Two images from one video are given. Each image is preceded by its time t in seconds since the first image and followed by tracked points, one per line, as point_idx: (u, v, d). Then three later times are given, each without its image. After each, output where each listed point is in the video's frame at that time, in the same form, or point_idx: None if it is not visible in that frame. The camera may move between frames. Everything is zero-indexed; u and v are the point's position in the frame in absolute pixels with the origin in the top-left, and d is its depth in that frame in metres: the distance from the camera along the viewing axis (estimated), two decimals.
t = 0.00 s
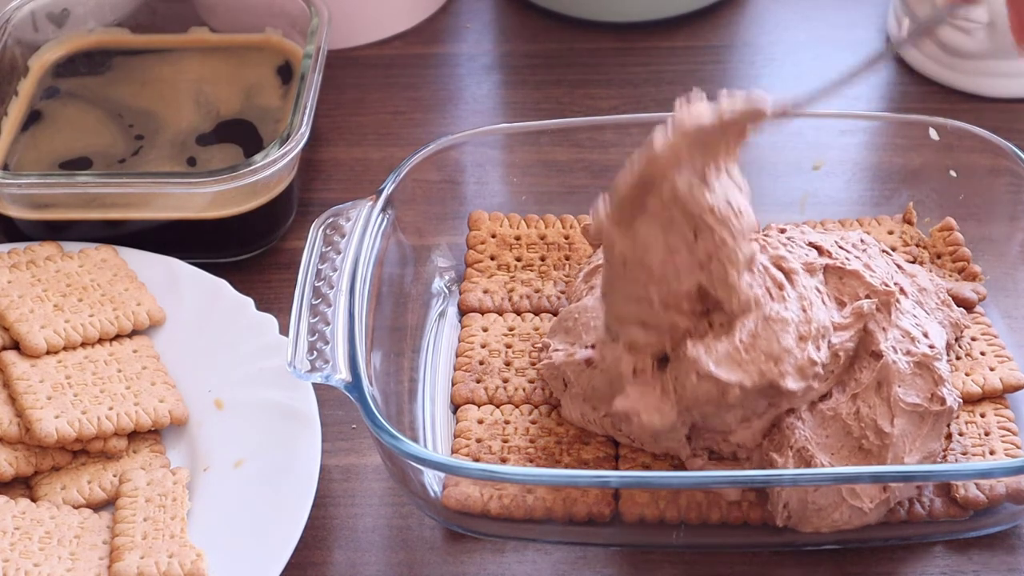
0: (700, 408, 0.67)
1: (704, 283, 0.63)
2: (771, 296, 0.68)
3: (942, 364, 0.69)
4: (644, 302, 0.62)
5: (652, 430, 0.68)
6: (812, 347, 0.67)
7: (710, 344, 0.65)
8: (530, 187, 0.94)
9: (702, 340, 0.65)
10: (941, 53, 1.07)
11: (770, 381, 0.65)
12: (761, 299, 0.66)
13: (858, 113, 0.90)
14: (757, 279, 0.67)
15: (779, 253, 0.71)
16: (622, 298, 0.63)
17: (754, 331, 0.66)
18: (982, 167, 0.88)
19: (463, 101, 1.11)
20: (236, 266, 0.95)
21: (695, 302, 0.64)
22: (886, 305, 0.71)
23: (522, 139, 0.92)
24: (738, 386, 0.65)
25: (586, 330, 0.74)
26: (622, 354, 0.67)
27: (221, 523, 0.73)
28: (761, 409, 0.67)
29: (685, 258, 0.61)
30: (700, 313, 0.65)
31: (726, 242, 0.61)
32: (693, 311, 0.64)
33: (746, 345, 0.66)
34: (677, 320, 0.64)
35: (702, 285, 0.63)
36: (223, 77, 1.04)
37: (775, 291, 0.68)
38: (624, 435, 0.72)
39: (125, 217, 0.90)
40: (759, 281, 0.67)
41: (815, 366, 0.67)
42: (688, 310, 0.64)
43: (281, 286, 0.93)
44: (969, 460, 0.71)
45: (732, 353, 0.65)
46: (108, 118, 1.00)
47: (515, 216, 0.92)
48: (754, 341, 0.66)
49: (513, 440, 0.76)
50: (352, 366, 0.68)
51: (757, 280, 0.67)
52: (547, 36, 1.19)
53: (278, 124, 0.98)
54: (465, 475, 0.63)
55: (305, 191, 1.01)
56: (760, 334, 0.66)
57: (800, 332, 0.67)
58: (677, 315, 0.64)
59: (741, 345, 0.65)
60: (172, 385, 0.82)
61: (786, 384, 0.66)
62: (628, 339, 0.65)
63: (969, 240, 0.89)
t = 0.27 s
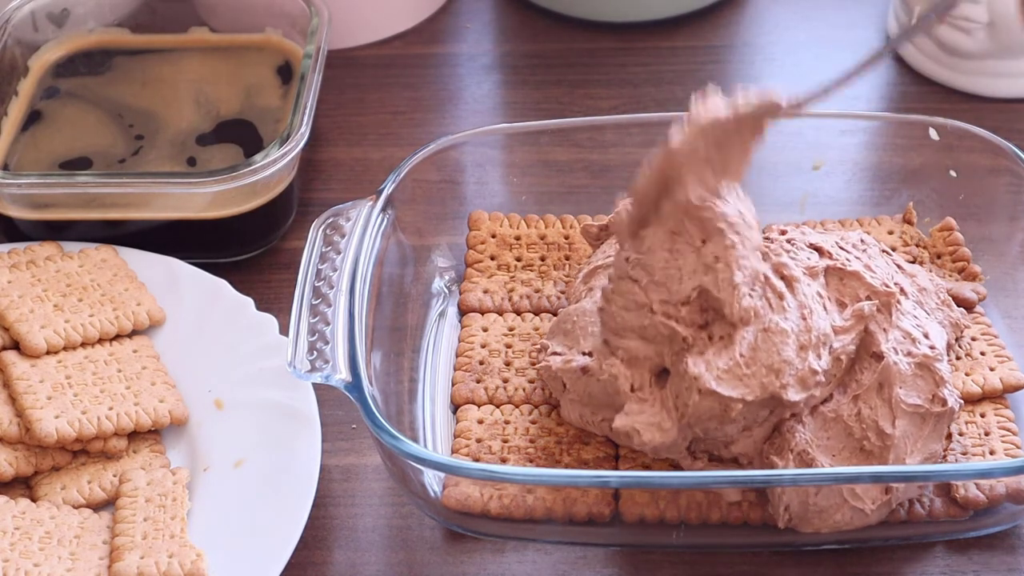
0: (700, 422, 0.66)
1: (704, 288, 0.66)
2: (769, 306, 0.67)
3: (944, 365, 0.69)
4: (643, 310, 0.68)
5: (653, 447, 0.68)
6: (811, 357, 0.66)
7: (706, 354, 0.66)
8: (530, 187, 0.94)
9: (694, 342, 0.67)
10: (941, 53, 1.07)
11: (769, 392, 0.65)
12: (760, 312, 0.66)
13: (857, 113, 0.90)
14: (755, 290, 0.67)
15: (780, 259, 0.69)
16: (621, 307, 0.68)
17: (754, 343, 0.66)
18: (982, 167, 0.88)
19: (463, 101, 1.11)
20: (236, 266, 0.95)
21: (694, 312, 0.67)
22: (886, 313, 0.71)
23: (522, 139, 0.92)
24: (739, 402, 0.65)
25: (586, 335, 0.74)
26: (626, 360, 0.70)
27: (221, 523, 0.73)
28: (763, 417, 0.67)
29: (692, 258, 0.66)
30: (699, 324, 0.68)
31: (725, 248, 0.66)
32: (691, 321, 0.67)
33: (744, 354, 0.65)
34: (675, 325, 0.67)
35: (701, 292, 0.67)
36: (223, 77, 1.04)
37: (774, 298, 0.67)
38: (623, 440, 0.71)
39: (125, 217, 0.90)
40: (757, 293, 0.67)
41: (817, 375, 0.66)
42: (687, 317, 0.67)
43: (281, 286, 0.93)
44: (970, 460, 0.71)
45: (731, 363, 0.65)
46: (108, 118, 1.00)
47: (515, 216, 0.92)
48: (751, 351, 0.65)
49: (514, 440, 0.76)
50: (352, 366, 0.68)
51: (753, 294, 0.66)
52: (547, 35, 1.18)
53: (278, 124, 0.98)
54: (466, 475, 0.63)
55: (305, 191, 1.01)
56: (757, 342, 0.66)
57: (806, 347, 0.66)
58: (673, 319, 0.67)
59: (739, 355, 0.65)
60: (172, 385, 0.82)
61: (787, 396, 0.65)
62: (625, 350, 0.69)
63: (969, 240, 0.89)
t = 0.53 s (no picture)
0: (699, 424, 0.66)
1: (706, 280, 0.67)
2: (768, 310, 0.66)
3: (945, 366, 0.69)
4: (646, 303, 0.69)
5: (653, 450, 0.68)
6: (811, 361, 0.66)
7: (705, 355, 0.66)
8: (530, 187, 0.94)
9: (693, 340, 0.67)
10: (941, 53, 1.07)
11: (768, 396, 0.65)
12: (759, 314, 0.66)
13: (858, 113, 0.90)
14: (755, 292, 0.67)
15: (785, 263, 0.69)
16: (625, 301, 0.69)
17: (753, 347, 0.65)
18: (982, 167, 0.88)
19: (463, 101, 1.11)
20: (236, 266, 0.95)
21: (695, 308, 0.67)
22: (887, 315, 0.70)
23: (522, 139, 0.92)
24: (738, 405, 0.65)
25: (586, 335, 0.74)
26: (628, 357, 0.70)
27: (221, 524, 0.73)
28: (762, 419, 0.67)
29: (696, 248, 0.68)
30: (700, 322, 0.68)
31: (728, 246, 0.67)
32: (692, 318, 0.67)
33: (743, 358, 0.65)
34: (676, 320, 0.67)
35: (703, 283, 0.67)
36: (223, 77, 1.04)
37: (773, 299, 0.67)
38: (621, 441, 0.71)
39: (125, 217, 0.90)
40: (757, 295, 0.67)
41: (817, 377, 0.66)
42: (688, 313, 0.67)
43: (281, 286, 0.93)
44: (970, 460, 0.71)
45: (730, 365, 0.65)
46: (108, 118, 1.00)
47: (515, 216, 0.92)
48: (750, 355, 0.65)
49: (513, 440, 0.76)
50: (352, 366, 0.68)
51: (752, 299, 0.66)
52: (547, 35, 1.18)
53: (278, 124, 0.98)
54: (465, 475, 0.63)
55: (305, 191, 1.01)
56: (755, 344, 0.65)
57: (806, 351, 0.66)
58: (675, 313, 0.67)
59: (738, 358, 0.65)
60: (172, 385, 0.82)
61: (786, 401, 0.65)
62: (626, 348, 0.70)
63: (968, 240, 0.89)
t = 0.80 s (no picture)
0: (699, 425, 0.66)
1: (703, 282, 0.67)
2: (767, 311, 0.67)
3: (944, 366, 0.69)
4: (644, 307, 0.68)
5: (653, 454, 0.68)
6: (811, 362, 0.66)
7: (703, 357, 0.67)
8: (530, 187, 0.94)
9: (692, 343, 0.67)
10: (941, 53, 1.07)
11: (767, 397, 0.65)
12: (757, 316, 0.66)
13: (857, 113, 0.90)
14: (752, 293, 0.67)
15: (780, 263, 0.69)
16: (622, 305, 0.69)
17: (751, 349, 0.66)
18: (982, 167, 0.88)
19: (463, 101, 1.11)
20: (236, 265, 0.95)
21: (693, 311, 0.67)
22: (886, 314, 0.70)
23: (522, 139, 0.92)
24: (738, 407, 0.65)
25: (585, 336, 0.74)
26: (626, 362, 0.70)
27: (222, 524, 0.73)
28: (762, 420, 0.67)
29: (692, 251, 0.68)
30: (698, 325, 0.68)
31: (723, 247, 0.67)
32: (690, 321, 0.67)
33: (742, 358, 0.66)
34: (674, 323, 0.67)
35: (700, 285, 0.67)
36: (223, 77, 1.04)
37: (772, 300, 0.67)
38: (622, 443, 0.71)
39: (125, 217, 0.90)
40: (755, 295, 0.67)
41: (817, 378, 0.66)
42: (686, 316, 0.67)
43: (281, 286, 0.93)
44: (970, 460, 0.71)
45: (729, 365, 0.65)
46: (108, 118, 1.00)
47: (515, 216, 0.92)
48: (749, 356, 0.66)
49: (513, 440, 0.76)
50: (352, 365, 0.68)
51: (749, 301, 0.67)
52: (547, 36, 1.18)
53: (278, 124, 0.98)
54: (466, 475, 0.63)
55: (305, 191, 1.01)
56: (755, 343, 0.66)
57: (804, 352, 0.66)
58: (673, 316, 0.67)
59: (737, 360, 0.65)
60: (172, 385, 0.82)
61: (786, 401, 0.65)
62: (624, 352, 0.70)
63: (968, 240, 0.89)
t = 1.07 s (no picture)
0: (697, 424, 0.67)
1: (703, 282, 0.67)
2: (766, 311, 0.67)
3: (944, 366, 0.69)
4: (643, 308, 0.68)
5: (653, 455, 0.68)
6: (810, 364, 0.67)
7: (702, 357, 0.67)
8: (530, 187, 0.94)
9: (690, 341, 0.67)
10: (941, 53, 1.07)
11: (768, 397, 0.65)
12: (756, 316, 0.66)
13: (857, 113, 0.90)
14: (752, 293, 0.68)
15: (779, 264, 0.70)
16: (622, 306, 0.69)
17: (751, 349, 0.66)
18: (982, 167, 0.88)
19: (463, 101, 1.11)
20: (236, 266, 0.95)
21: (692, 312, 0.67)
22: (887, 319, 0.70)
23: (522, 139, 0.92)
24: (738, 407, 0.65)
25: (584, 337, 0.74)
26: (625, 362, 0.70)
27: (222, 524, 0.73)
28: (762, 421, 0.67)
29: (691, 252, 0.68)
30: (698, 326, 0.68)
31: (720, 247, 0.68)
32: (689, 321, 0.67)
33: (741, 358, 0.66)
34: (674, 324, 0.67)
35: (700, 286, 0.67)
36: (223, 77, 1.04)
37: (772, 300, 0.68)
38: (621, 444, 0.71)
39: (125, 217, 0.90)
40: (754, 296, 0.67)
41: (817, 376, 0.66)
42: (686, 316, 0.67)
43: (281, 286, 0.93)
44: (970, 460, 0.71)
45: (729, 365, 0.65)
46: (108, 118, 1.00)
47: (515, 216, 0.92)
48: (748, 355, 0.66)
49: (513, 440, 0.76)
50: (352, 366, 0.68)
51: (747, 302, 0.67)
52: (547, 36, 1.18)
53: (278, 124, 0.98)
54: (466, 475, 0.63)
55: (305, 191, 1.01)
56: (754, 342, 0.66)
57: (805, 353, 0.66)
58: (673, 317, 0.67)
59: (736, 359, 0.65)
60: (172, 385, 0.82)
61: (786, 402, 0.65)
62: (623, 353, 0.70)
63: (968, 240, 0.89)
